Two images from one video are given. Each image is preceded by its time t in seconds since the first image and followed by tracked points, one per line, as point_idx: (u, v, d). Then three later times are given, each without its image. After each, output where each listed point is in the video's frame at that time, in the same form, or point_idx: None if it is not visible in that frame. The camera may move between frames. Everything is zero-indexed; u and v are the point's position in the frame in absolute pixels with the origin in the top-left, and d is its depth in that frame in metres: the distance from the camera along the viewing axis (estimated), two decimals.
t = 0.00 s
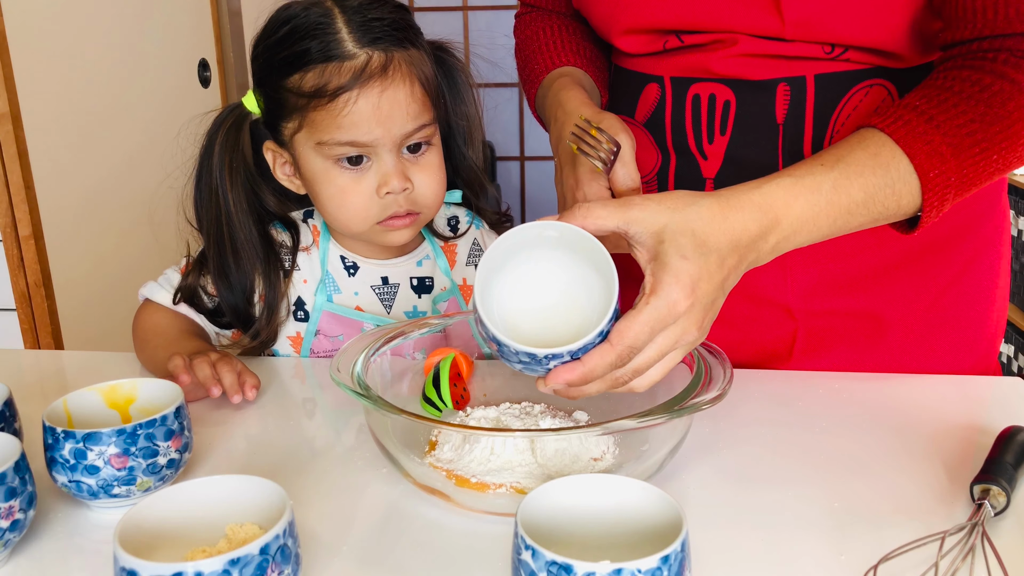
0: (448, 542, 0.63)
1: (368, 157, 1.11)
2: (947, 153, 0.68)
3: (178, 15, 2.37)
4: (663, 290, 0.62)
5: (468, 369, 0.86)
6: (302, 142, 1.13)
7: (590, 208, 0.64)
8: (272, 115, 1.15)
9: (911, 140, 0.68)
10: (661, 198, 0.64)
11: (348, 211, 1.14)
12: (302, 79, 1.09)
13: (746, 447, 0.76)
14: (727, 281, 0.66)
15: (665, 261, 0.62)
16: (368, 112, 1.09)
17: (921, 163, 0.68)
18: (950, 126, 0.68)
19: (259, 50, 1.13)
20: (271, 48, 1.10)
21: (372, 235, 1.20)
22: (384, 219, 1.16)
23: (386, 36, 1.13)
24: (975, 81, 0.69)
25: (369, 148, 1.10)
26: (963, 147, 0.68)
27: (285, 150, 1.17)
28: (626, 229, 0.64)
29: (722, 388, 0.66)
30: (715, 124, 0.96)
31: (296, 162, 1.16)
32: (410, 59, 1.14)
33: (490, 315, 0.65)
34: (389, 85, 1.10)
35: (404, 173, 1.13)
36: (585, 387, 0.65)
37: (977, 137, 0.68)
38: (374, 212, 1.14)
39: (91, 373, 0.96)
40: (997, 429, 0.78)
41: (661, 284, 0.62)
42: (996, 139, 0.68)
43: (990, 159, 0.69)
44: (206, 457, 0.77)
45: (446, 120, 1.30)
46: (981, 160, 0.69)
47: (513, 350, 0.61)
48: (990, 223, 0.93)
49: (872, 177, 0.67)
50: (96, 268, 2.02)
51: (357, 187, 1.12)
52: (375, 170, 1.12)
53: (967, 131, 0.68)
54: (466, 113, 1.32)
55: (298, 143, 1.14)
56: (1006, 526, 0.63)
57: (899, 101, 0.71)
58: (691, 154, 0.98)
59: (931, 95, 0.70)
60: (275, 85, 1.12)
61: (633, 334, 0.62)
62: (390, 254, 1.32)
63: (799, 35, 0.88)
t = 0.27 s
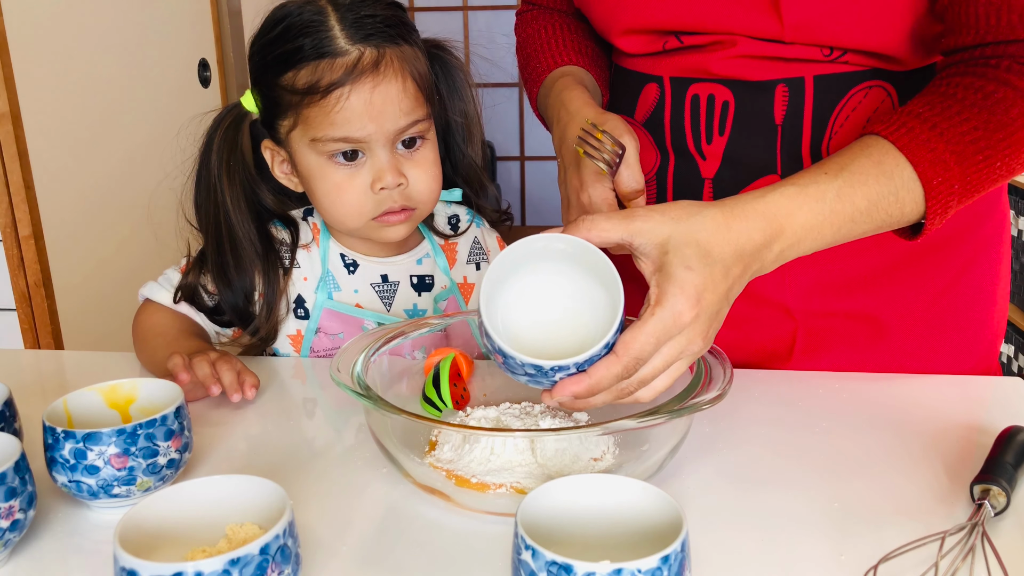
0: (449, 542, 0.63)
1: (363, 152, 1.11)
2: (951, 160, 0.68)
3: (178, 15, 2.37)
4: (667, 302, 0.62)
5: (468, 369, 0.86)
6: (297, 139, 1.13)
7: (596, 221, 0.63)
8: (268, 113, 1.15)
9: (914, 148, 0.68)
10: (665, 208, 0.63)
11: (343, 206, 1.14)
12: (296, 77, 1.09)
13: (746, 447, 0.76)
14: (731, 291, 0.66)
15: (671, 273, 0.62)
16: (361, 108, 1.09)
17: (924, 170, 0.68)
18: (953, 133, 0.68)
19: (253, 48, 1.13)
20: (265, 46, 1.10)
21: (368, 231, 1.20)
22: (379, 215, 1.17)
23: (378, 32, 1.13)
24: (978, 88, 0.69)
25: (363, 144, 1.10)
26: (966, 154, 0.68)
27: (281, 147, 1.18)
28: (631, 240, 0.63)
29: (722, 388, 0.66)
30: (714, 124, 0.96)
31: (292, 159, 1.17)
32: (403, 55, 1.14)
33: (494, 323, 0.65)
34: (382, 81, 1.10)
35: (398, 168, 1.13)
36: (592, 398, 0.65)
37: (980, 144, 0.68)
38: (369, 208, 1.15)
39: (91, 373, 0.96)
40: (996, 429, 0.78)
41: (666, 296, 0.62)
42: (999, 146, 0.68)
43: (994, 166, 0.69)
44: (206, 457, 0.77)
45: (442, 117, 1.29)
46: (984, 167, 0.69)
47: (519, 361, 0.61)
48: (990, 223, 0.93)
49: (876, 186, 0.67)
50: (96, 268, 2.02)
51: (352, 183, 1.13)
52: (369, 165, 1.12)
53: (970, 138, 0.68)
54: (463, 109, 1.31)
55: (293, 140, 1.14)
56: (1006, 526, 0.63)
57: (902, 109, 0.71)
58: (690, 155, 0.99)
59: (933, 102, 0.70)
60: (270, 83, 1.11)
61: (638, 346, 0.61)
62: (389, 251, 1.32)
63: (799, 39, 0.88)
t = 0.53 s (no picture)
0: (450, 541, 0.63)
1: (360, 151, 1.11)
2: (986, 131, 0.66)
3: (178, 15, 2.37)
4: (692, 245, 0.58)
5: (468, 370, 0.86)
6: (295, 138, 1.13)
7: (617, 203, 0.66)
8: (266, 112, 1.15)
9: (944, 117, 0.66)
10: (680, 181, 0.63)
11: (340, 205, 1.14)
12: (293, 76, 1.09)
13: (746, 447, 0.77)
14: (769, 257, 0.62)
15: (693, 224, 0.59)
16: (357, 107, 1.09)
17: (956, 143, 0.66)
18: (988, 103, 0.66)
19: (252, 48, 1.14)
20: (263, 45, 1.10)
21: (366, 231, 1.20)
22: (377, 214, 1.17)
23: (376, 32, 1.12)
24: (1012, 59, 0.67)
25: (360, 143, 1.10)
26: (1001, 122, 0.66)
27: (280, 146, 1.18)
28: (649, 215, 0.64)
29: (722, 388, 0.66)
30: (716, 126, 0.96)
31: (290, 158, 1.17)
32: (401, 54, 1.14)
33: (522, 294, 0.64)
34: (378, 80, 1.10)
35: (395, 167, 1.13)
36: (621, 349, 0.60)
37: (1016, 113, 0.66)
38: (366, 207, 1.15)
39: (91, 373, 0.96)
40: (996, 429, 0.78)
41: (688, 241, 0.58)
42: None
43: None
44: (206, 457, 0.77)
45: (442, 117, 1.29)
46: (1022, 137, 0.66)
47: (541, 312, 0.60)
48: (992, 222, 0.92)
49: (907, 151, 0.65)
50: (96, 268, 2.02)
51: (350, 182, 1.13)
52: (366, 164, 1.12)
53: (1005, 106, 0.66)
54: (463, 109, 1.31)
55: (291, 139, 1.14)
56: (1006, 526, 0.63)
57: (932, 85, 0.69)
58: (691, 156, 0.99)
59: (967, 75, 0.68)
60: (268, 82, 1.11)
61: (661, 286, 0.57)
62: (390, 250, 1.32)
63: (800, 32, 0.88)
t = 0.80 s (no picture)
0: (450, 541, 0.63)
1: (360, 151, 1.11)
2: None
3: (178, 15, 2.37)
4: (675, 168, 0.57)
5: (468, 369, 0.86)
6: (296, 137, 1.13)
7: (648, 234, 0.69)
8: (268, 110, 1.15)
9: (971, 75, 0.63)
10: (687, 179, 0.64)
11: (339, 204, 1.15)
12: (295, 75, 1.09)
13: (746, 447, 0.76)
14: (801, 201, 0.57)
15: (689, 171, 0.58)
16: (358, 107, 1.09)
17: (1000, 105, 0.62)
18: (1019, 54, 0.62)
19: (255, 46, 1.14)
20: (266, 44, 1.10)
21: (365, 229, 1.20)
22: (375, 213, 1.17)
23: (378, 33, 1.12)
24: None
25: (361, 142, 1.10)
26: None
27: (281, 145, 1.18)
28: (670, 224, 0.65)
29: (722, 388, 0.66)
30: (714, 127, 0.96)
31: (291, 157, 1.17)
32: (403, 55, 1.14)
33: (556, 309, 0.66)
34: (379, 81, 1.10)
35: (394, 167, 1.13)
36: (631, 272, 0.57)
37: None
38: (365, 206, 1.15)
39: (91, 373, 0.96)
40: (996, 429, 0.78)
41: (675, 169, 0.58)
42: None
43: None
44: (206, 457, 0.77)
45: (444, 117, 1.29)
46: None
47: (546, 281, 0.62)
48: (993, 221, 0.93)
49: (925, 103, 0.62)
50: (96, 268, 2.01)
51: (350, 181, 1.13)
52: (366, 164, 1.12)
53: None
54: (464, 109, 1.31)
55: (293, 137, 1.14)
56: (1006, 526, 0.63)
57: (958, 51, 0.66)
58: (690, 157, 0.99)
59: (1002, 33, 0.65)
60: (270, 80, 1.12)
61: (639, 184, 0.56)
62: (391, 248, 1.32)
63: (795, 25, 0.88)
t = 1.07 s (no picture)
0: (450, 541, 0.63)
1: (361, 151, 1.11)
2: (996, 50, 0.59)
3: (178, 15, 2.37)
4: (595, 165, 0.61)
5: (467, 369, 0.86)
6: (297, 137, 1.13)
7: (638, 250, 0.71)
8: (270, 110, 1.15)
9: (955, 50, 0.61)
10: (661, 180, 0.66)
11: (340, 204, 1.15)
12: (297, 75, 1.09)
13: (747, 448, 0.76)
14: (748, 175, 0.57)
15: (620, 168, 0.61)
16: (359, 107, 1.09)
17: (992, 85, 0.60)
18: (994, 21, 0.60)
19: (258, 46, 1.14)
20: (269, 43, 1.11)
21: (365, 229, 1.20)
22: (376, 213, 1.17)
23: (379, 33, 1.12)
24: None
25: (362, 143, 1.10)
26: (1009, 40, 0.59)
27: (283, 144, 1.18)
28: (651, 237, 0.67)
29: (722, 387, 0.66)
30: (711, 122, 0.96)
31: (293, 157, 1.17)
32: (404, 55, 1.14)
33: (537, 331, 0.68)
34: (381, 82, 1.10)
35: (395, 168, 1.13)
36: (552, 239, 0.57)
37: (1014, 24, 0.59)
38: (366, 206, 1.15)
39: (91, 373, 0.96)
40: (996, 429, 0.78)
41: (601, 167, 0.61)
42: None
43: None
44: (206, 457, 0.77)
45: (445, 116, 1.29)
46: None
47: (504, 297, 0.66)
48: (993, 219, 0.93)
49: (887, 75, 0.61)
50: (96, 268, 2.02)
51: (350, 181, 1.13)
52: (367, 164, 1.12)
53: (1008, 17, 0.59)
54: (465, 108, 1.31)
55: (294, 137, 1.14)
56: (1006, 526, 0.63)
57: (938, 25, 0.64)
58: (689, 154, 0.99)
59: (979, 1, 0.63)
60: (272, 80, 1.12)
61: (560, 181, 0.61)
62: (391, 247, 1.32)
63: (783, 19, 0.88)
